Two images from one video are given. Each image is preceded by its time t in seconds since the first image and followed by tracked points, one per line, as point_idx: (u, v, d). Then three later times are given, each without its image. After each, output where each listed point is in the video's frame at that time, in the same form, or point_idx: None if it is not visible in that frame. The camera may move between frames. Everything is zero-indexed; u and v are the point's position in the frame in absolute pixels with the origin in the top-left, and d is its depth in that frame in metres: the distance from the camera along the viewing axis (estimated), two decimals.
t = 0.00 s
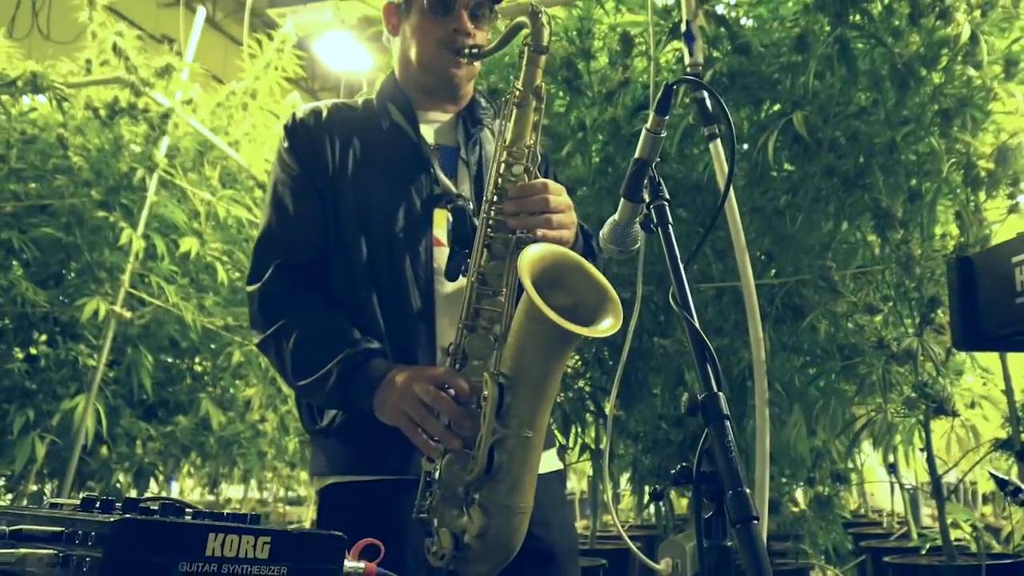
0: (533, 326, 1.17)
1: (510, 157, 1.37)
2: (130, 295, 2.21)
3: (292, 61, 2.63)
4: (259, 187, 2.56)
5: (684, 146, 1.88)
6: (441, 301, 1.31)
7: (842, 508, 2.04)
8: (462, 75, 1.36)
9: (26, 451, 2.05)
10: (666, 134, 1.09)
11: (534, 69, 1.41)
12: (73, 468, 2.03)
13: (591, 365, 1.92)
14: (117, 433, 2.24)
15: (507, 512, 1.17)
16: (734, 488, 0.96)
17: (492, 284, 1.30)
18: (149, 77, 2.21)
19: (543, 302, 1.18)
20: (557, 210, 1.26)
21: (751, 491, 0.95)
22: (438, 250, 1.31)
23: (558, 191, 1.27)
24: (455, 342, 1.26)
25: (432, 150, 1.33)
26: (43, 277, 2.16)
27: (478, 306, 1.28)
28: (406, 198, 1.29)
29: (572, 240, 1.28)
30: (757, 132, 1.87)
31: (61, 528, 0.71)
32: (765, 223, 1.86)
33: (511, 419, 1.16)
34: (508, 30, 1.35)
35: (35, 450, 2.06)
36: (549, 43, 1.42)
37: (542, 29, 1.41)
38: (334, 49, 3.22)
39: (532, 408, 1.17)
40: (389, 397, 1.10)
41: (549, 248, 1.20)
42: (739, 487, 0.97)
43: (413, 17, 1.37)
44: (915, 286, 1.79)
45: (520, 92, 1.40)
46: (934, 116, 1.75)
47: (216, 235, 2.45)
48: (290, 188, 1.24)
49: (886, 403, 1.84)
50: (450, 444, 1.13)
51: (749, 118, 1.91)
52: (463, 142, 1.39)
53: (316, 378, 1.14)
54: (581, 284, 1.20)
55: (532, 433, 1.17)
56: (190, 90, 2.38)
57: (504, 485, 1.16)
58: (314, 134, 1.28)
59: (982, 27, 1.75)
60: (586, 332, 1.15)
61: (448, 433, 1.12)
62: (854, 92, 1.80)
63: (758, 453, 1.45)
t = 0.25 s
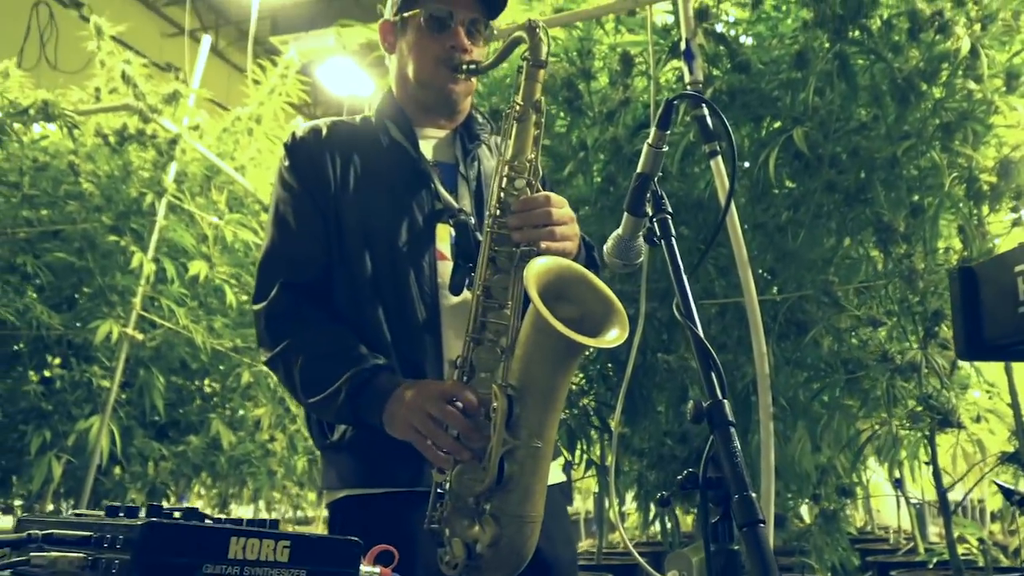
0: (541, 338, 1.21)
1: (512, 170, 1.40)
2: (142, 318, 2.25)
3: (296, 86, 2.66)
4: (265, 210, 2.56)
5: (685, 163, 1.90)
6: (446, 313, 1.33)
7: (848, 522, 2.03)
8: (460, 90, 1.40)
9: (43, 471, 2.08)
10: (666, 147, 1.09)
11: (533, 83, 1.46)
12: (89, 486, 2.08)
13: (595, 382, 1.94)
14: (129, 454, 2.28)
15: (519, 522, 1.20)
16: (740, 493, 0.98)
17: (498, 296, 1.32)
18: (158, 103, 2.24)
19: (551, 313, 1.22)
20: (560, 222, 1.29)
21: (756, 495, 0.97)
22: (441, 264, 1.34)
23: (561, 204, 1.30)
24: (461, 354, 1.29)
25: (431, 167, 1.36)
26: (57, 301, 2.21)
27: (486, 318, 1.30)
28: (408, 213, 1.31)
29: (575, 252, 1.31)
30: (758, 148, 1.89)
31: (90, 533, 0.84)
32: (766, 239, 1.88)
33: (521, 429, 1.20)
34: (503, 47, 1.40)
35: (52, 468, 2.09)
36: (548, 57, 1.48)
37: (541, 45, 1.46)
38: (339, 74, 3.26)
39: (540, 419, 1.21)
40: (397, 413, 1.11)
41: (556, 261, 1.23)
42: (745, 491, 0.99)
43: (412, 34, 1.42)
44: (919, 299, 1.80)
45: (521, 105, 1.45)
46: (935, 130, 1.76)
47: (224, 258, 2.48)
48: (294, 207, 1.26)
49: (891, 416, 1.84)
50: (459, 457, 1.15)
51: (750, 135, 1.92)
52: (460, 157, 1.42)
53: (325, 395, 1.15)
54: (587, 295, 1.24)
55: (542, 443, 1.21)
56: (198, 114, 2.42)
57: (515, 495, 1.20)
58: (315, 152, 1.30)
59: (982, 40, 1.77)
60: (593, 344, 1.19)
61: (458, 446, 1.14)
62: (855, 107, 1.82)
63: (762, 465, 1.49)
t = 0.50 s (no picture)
0: (561, 353, 1.25)
1: (526, 187, 1.44)
2: (155, 334, 2.27)
3: (307, 105, 2.67)
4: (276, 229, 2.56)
5: (694, 177, 1.91)
6: (460, 329, 1.35)
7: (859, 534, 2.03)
8: (468, 106, 1.41)
9: (59, 486, 2.11)
10: (682, 159, 1.10)
11: (545, 100, 1.48)
12: (104, 500, 2.10)
13: (605, 395, 1.95)
14: (143, 469, 2.32)
15: (541, 534, 1.22)
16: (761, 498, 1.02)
17: (513, 311, 1.36)
18: (171, 123, 2.28)
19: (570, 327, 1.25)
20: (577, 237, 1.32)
21: (777, 502, 1.02)
22: (453, 280, 1.35)
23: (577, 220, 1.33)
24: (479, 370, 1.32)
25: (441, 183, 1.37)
26: (72, 317, 2.23)
27: (503, 335, 1.34)
28: (421, 229, 1.32)
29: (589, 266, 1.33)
30: (764, 162, 1.91)
31: (121, 541, 0.89)
32: (774, 252, 1.89)
33: (541, 444, 1.23)
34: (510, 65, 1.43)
35: (68, 484, 2.12)
36: (558, 74, 1.51)
37: (549, 61, 1.49)
38: (345, 94, 3.30)
39: (560, 433, 1.25)
40: (415, 429, 1.13)
41: (573, 276, 1.27)
42: (766, 496, 1.04)
43: (419, 53, 1.43)
44: (928, 311, 1.81)
45: (533, 120, 1.48)
46: (940, 142, 1.78)
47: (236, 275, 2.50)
48: (306, 224, 1.26)
49: (901, 427, 1.84)
50: (480, 473, 1.17)
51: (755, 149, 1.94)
52: (470, 174, 1.44)
53: (343, 413, 1.17)
54: (605, 310, 1.27)
55: (562, 457, 1.25)
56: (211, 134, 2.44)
57: (537, 508, 1.22)
58: (326, 168, 1.30)
59: (987, 54, 1.78)
60: (610, 356, 1.22)
61: (479, 462, 1.17)
62: (861, 120, 1.84)
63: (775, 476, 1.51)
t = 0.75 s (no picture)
0: (580, 363, 1.25)
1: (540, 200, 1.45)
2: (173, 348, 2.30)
3: (322, 121, 2.69)
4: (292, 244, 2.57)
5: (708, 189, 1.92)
6: (477, 339, 1.35)
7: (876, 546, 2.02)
8: (482, 119, 1.44)
9: (79, 499, 2.15)
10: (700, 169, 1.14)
11: (559, 114, 1.51)
12: (122, 512, 2.12)
13: (621, 407, 1.95)
14: (160, 482, 2.34)
15: (563, 544, 1.22)
16: (786, 502, 1.06)
17: (530, 322, 1.37)
18: (189, 139, 2.30)
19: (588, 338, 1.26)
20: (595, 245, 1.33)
21: (801, 507, 1.06)
22: (469, 292, 1.36)
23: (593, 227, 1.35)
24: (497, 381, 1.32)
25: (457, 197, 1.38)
26: (91, 331, 2.26)
27: (521, 345, 1.35)
28: (436, 240, 1.34)
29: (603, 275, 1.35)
30: (776, 174, 1.92)
31: (153, 545, 0.91)
32: (787, 263, 1.90)
33: (561, 453, 1.23)
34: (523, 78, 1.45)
35: (88, 496, 2.16)
36: (573, 88, 1.54)
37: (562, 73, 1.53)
38: (354, 110, 3.34)
39: (580, 442, 1.25)
40: (437, 439, 1.13)
41: (591, 288, 1.29)
42: (789, 499, 1.08)
43: (432, 68, 1.46)
44: (941, 320, 1.81)
45: (548, 132, 1.51)
46: (952, 153, 1.80)
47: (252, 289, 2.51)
48: (323, 237, 1.27)
49: (916, 437, 1.84)
50: (501, 483, 1.17)
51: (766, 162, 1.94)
52: (485, 186, 1.46)
53: (364, 423, 1.17)
54: (623, 320, 1.29)
55: (583, 466, 1.24)
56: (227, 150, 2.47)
57: (558, 517, 1.22)
58: (344, 183, 1.31)
59: (997, 65, 1.80)
60: (630, 365, 1.23)
61: (500, 471, 1.17)
62: (872, 132, 1.86)
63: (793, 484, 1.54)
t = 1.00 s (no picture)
0: (603, 374, 1.26)
1: (563, 209, 1.47)
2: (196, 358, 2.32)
3: (341, 134, 2.73)
4: (311, 256, 2.60)
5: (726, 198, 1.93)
6: (503, 346, 1.37)
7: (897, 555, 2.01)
8: (505, 130, 1.45)
9: (103, 508, 2.17)
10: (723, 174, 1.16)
11: (580, 123, 1.54)
12: (145, 521, 2.14)
13: (640, 416, 1.95)
14: (181, 492, 2.36)
15: (588, 551, 1.22)
16: (812, 502, 1.10)
17: (554, 331, 1.38)
18: (212, 151, 2.34)
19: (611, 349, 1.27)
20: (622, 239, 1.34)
21: (827, 505, 1.08)
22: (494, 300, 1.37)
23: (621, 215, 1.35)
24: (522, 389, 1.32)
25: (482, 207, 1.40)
26: (115, 342, 2.29)
27: (545, 354, 1.35)
28: (461, 248, 1.35)
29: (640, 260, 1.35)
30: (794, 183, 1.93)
31: (189, 544, 0.92)
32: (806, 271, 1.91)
33: (586, 460, 1.23)
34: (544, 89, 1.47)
35: (112, 506, 2.18)
36: (593, 96, 1.58)
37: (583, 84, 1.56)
38: (370, 123, 3.39)
39: (604, 450, 1.25)
40: (462, 447, 1.14)
41: (613, 296, 1.29)
42: (816, 500, 1.11)
43: (455, 80, 1.48)
44: (960, 328, 1.81)
45: (569, 142, 1.53)
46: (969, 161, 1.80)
47: (273, 300, 2.54)
48: (350, 246, 1.28)
49: (937, 446, 1.84)
50: (526, 491, 1.15)
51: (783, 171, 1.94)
52: (510, 196, 1.47)
53: (391, 431, 1.18)
54: (645, 327, 1.29)
55: (607, 474, 1.24)
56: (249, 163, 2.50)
57: (584, 524, 1.22)
58: (370, 193, 1.33)
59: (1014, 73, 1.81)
60: (652, 375, 1.24)
61: (525, 480, 1.15)
62: (888, 141, 1.87)
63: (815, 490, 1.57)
